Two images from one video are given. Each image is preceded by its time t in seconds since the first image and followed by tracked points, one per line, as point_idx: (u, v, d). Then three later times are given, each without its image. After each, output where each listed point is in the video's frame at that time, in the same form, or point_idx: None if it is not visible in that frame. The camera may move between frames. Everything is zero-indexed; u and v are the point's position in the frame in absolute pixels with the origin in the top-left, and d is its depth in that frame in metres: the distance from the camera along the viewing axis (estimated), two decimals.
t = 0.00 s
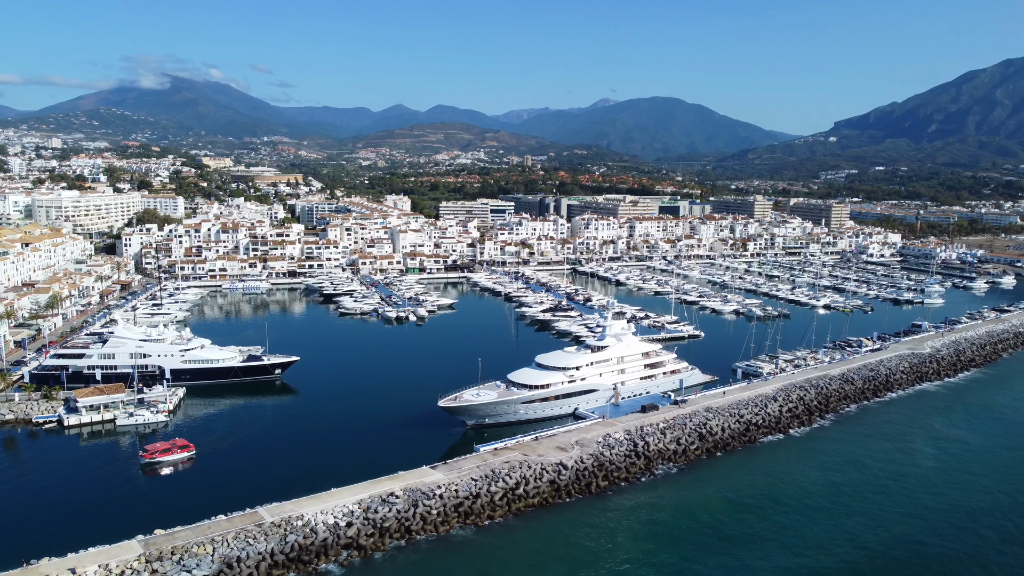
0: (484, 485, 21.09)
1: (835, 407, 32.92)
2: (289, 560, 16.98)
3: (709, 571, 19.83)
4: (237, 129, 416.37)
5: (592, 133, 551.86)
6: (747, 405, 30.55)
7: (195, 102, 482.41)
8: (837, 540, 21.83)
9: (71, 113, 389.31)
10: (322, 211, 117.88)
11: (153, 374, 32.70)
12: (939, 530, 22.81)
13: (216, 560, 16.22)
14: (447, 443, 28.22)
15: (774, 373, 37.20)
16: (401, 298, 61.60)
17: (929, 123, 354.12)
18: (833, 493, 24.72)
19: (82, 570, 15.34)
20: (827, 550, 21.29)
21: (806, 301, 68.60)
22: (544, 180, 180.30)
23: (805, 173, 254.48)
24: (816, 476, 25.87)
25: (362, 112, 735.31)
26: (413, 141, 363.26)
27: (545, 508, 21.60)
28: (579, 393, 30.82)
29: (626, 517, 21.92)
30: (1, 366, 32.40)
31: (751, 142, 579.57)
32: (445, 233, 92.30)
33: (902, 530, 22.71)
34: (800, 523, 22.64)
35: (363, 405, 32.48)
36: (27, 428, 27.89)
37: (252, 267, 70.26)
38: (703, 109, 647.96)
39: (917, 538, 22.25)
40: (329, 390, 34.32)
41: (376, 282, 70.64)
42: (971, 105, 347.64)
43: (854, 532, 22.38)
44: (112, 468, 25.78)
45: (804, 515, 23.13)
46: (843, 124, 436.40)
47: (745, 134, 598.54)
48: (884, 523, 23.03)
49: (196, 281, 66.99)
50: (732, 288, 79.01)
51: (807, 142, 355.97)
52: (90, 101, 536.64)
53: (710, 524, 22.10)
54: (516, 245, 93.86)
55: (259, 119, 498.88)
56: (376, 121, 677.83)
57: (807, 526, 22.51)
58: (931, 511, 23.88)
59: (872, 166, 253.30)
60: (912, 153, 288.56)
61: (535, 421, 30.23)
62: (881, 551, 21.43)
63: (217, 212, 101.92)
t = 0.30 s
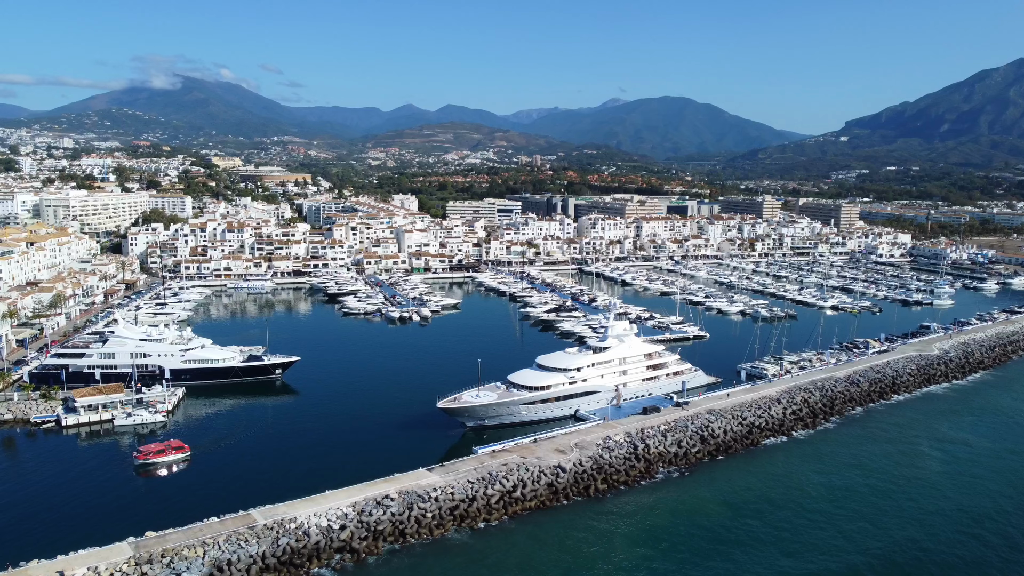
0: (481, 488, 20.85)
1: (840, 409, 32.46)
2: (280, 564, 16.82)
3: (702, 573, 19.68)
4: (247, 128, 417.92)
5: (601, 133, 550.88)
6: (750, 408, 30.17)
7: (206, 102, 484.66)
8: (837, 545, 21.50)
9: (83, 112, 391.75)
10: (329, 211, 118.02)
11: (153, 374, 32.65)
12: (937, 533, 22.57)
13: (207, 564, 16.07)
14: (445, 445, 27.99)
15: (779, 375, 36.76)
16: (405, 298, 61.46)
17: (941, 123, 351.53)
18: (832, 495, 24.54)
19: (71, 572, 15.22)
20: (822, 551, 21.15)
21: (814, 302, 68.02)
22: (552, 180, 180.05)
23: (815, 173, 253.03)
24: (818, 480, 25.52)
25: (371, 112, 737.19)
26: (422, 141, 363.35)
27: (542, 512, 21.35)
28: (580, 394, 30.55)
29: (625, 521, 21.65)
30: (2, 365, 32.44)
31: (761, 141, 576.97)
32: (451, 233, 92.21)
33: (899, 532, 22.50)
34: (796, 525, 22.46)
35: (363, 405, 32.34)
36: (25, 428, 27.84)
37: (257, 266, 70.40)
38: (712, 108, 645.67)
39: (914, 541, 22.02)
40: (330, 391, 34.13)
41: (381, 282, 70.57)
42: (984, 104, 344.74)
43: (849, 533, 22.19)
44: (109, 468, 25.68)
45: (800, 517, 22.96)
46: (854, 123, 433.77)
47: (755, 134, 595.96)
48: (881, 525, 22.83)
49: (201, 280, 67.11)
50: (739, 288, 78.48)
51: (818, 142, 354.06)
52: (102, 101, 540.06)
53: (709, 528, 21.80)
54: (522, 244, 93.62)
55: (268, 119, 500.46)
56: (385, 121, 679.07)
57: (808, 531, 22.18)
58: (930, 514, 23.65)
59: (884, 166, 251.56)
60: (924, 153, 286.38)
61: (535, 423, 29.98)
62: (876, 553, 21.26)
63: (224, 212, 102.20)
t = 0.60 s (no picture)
0: (476, 491, 20.62)
1: (844, 411, 32.04)
2: (270, 567, 16.65)
3: (695, 575, 19.52)
4: (255, 128, 419.04)
5: (608, 133, 549.85)
6: (752, 410, 29.85)
7: (215, 102, 486.22)
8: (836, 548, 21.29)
9: (93, 112, 393.69)
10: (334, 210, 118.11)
11: (151, 374, 32.57)
12: (933, 535, 22.38)
13: (195, 567, 15.91)
14: (444, 446, 27.78)
15: (783, 376, 36.35)
16: (407, 298, 61.32)
17: (952, 122, 349.04)
18: (829, 496, 24.37)
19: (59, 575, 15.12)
20: (817, 553, 20.97)
21: (819, 303, 67.48)
22: (558, 179, 179.67)
23: (824, 172, 251.66)
24: (819, 482, 25.22)
25: (380, 111, 738.51)
26: (429, 141, 363.26)
27: (538, 515, 21.12)
28: (580, 395, 30.27)
29: (622, 524, 21.41)
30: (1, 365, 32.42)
31: (770, 141, 574.56)
32: (456, 233, 92.04)
33: (895, 533, 22.32)
34: (791, 527, 22.28)
35: (362, 405, 32.14)
36: (20, 428, 27.73)
37: (260, 266, 70.49)
38: (721, 108, 643.22)
39: (911, 543, 21.80)
40: (330, 391, 33.96)
41: (384, 281, 70.49)
42: (995, 103, 342.02)
43: (844, 535, 22.02)
44: (104, 468, 25.58)
45: (796, 518, 22.79)
46: (864, 123, 431.20)
47: (763, 134, 593.53)
48: (877, 526, 22.64)
49: (205, 279, 67.17)
50: (745, 288, 78.03)
51: (827, 142, 352.16)
52: (112, 102, 542.78)
53: (706, 532, 21.56)
54: (527, 244, 93.38)
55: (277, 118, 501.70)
56: (393, 121, 679.75)
57: (808, 534, 21.93)
58: (927, 516, 23.45)
59: (894, 165, 249.83)
60: (934, 153, 284.27)
61: (534, 424, 29.74)
62: (871, 554, 21.10)
63: (230, 211, 102.38)
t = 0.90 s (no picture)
0: (473, 494, 20.41)
1: (850, 415, 31.53)
2: (262, 570, 16.49)
3: None
4: (266, 127, 420.69)
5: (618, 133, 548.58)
6: (756, 412, 29.44)
7: (226, 102, 488.67)
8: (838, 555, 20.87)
9: (106, 112, 396.48)
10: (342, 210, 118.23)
11: (152, 374, 32.54)
12: (936, 539, 22.03)
13: (186, 570, 15.79)
14: (443, 448, 27.61)
15: (788, 378, 35.92)
16: (412, 298, 61.21)
17: (965, 122, 345.93)
18: (830, 498, 24.05)
19: None
20: (816, 557, 20.70)
21: (828, 304, 66.83)
22: (567, 179, 179.25)
23: (836, 172, 249.82)
24: (822, 487, 24.77)
25: (390, 111, 739.89)
26: (439, 140, 363.26)
27: (536, 518, 20.88)
28: (582, 397, 29.98)
29: (620, 528, 21.08)
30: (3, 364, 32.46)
31: (781, 140, 571.26)
32: (462, 232, 91.87)
33: (896, 537, 22.01)
34: (791, 530, 21.98)
35: (363, 407, 31.92)
36: (20, 428, 27.74)
37: (266, 266, 70.58)
38: (731, 108, 640.32)
39: (912, 547, 21.48)
40: (331, 391, 33.81)
41: (389, 281, 70.39)
42: (1010, 102, 338.50)
43: (845, 538, 21.74)
44: (102, 467, 25.52)
45: (796, 522, 22.48)
46: (876, 122, 427.94)
47: (774, 133, 590.37)
48: (879, 529, 22.32)
49: (210, 279, 67.31)
50: (753, 289, 77.42)
51: (839, 141, 349.73)
52: (125, 101, 546.60)
53: (706, 538, 21.16)
54: (534, 244, 93.10)
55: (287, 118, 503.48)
56: (402, 121, 680.79)
57: (810, 541, 21.48)
58: (930, 520, 23.09)
59: (907, 165, 247.75)
60: (948, 152, 281.65)
61: (534, 426, 29.49)
62: (871, 558, 20.78)
63: (238, 211, 102.62)
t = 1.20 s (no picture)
0: (470, 497, 20.18)
1: (857, 417, 31.04)
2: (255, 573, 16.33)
3: None
4: (278, 127, 422.49)
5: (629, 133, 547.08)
6: (761, 414, 29.02)
7: (239, 102, 491.28)
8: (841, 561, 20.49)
9: (120, 113, 399.57)
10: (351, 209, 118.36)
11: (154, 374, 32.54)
12: (941, 544, 21.65)
13: (178, 572, 15.66)
14: (443, 449, 27.42)
15: (795, 380, 35.44)
16: (418, 298, 61.10)
17: (981, 121, 342.46)
18: (835, 501, 23.75)
19: None
20: (819, 561, 20.39)
21: (838, 304, 66.15)
22: (577, 178, 178.81)
23: (850, 172, 247.91)
24: (827, 491, 24.38)
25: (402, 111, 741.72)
26: (451, 140, 363.43)
27: (534, 522, 20.62)
28: (584, 399, 29.68)
29: (619, 532, 20.82)
30: (6, 363, 32.57)
31: (794, 140, 567.68)
32: (470, 232, 91.73)
33: (901, 541, 21.65)
34: (794, 534, 21.69)
35: (365, 407, 31.71)
36: (21, 427, 27.75)
37: (273, 265, 70.72)
38: (744, 107, 637.09)
39: (916, 552, 21.12)
40: (333, 391, 33.69)
41: (396, 281, 70.34)
42: None
43: (848, 542, 21.43)
44: (101, 467, 25.47)
45: (800, 525, 22.16)
46: (891, 121, 424.38)
47: (787, 133, 586.87)
48: (883, 533, 22.00)
49: (218, 278, 67.49)
50: (762, 289, 76.78)
51: (852, 141, 347.14)
52: (139, 102, 550.79)
53: (707, 542, 20.83)
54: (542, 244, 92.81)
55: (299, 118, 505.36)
56: (413, 121, 681.93)
57: (813, 546, 21.13)
58: (936, 524, 22.70)
59: (921, 165, 245.47)
60: (963, 152, 278.79)
61: (536, 427, 29.21)
62: (874, 563, 20.46)
63: (247, 211, 102.90)
